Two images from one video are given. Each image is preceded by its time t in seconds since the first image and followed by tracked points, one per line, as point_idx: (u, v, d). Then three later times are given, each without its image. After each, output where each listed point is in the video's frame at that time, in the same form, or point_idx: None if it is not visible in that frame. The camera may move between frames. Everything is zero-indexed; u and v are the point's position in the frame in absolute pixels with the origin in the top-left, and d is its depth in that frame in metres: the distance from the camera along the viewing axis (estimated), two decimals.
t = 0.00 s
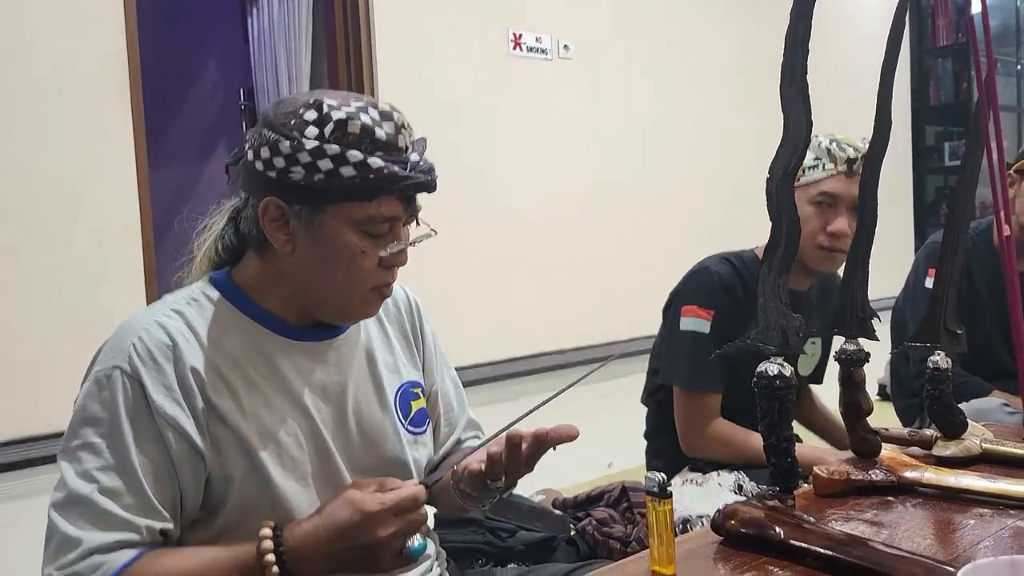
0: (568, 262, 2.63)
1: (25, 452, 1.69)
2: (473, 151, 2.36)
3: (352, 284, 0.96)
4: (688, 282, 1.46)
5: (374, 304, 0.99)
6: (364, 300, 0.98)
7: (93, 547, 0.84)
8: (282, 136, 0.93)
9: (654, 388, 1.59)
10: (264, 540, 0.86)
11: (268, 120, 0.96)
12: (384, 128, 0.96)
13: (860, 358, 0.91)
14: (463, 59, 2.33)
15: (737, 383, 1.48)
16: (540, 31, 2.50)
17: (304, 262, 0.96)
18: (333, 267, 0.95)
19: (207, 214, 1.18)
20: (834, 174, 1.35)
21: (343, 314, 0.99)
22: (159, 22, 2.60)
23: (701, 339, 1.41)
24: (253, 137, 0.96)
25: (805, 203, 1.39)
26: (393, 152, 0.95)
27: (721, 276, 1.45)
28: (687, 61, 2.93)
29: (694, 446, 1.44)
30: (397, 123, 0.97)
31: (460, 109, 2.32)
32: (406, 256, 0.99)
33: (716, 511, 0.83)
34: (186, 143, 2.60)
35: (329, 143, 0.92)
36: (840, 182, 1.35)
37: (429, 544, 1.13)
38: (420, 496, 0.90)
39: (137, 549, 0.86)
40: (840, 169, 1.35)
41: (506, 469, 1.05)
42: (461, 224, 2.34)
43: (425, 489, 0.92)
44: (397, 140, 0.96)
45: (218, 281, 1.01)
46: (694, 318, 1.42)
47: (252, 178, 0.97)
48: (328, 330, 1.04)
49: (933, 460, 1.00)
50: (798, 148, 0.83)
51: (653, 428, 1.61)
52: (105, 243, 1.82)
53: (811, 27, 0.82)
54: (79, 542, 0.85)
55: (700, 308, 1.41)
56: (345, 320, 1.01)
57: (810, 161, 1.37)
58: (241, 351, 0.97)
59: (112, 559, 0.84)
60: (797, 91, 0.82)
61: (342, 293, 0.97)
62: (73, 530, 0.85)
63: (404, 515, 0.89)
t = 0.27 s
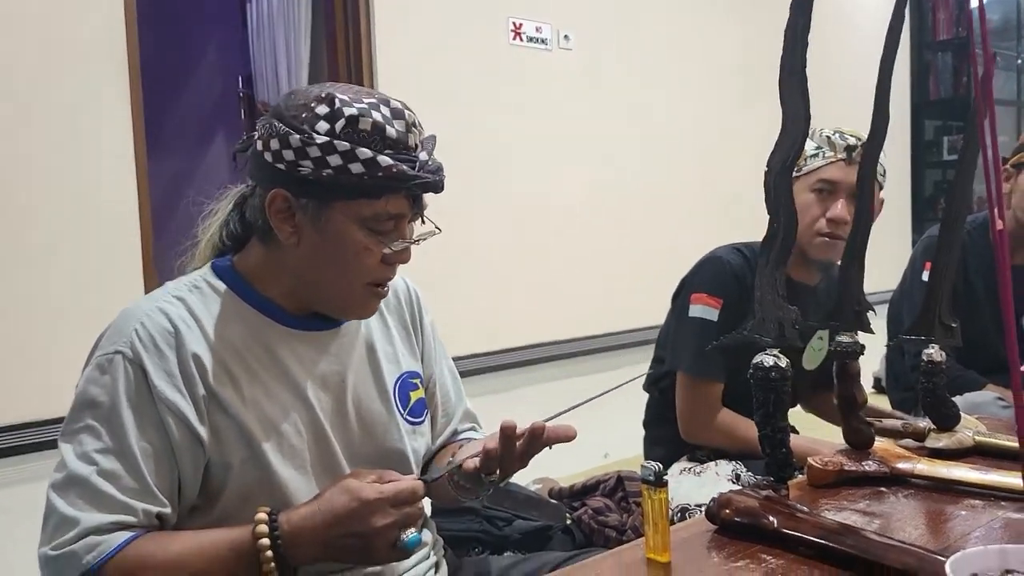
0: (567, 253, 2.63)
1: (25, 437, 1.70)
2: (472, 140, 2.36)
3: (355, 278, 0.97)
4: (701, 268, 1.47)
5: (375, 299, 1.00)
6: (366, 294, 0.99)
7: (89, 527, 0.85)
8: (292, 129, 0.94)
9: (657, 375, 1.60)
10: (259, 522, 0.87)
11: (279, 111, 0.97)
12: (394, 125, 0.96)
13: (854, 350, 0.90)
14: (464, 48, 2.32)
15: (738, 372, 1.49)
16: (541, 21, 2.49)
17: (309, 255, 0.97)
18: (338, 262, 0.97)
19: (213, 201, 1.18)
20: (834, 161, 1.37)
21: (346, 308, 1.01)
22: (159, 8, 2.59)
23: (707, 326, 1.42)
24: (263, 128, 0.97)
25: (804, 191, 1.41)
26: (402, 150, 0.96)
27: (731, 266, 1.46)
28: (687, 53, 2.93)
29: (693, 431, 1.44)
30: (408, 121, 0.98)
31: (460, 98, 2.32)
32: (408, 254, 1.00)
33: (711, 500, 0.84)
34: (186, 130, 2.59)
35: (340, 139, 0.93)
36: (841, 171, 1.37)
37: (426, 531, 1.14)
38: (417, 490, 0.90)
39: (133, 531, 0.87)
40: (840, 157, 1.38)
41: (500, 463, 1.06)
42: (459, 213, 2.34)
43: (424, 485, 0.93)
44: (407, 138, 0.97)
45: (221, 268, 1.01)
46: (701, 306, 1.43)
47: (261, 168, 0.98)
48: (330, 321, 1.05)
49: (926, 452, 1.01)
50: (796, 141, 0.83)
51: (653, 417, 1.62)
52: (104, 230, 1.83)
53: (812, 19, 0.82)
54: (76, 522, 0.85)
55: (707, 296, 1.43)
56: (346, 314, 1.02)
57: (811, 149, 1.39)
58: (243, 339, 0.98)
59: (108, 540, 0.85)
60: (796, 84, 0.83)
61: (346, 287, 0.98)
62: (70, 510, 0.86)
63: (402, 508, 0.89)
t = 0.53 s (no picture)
0: (564, 223, 2.63)
1: (25, 404, 1.71)
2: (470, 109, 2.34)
3: (357, 250, 0.98)
4: (702, 236, 1.48)
5: (375, 271, 1.01)
6: (366, 266, 1.00)
7: (89, 488, 0.85)
8: (295, 99, 0.93)
9: (653, 343, 1.61)
10: (257, 487, 0.87)
11: (281, 81, 0.96)
12: (399, 99, 0.96)
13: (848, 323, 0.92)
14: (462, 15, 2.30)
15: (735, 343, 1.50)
16: None
17: (310, 226, 0.97)
18: (339, 233, 0.97)
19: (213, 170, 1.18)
20: (839, 132, 1.37)
21: (346, 279, 1.01)
22: None
23: (703, 292, 1.42)
24: (266, 98, 0.97)
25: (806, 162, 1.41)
26: (406, 124, 0.96)
27: (731, 234, 1.47)
28: (688, 22, 2.90)
29: (684, 397, 1.46)
30: (412, 94, 0.98)
31: (458, 67, 2.30)
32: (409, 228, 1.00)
33: (704, 470, 0.85)
34: (183, 93, 2.58)
35: (343, 111, 0.93)
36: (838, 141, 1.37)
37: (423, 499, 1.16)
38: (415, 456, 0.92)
39: (132, 493, 0.87)
40: (844, 127, 1.37)
41: (494, 434, 1.07)
42: (457, 183, 2.33)
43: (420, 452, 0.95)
44: (411, 112, 0.97)
45: (224, 238, 1.02)
46: (699, 274, 1.43)
47: (263, 138, 0.98)
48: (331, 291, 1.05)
49: (917, 422, 1.02)
50: (793, 113, 0.83)
51: (648, 386, 1.64)
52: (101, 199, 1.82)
53: None
54: (76, 482, 0.86)
55: (706, 264, 1.43)
56: (346, 284, 1.02)
57: (813, 120, 1.39)
58: (244, 308, 0.98)
59: (108, 501, 0.85)
60: (796, 55, 0.82)
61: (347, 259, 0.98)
62: (70, 471, 0.86)
63: (400, 473, 0.91)
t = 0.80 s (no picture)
0: (563, 210, 2.63)
1: (26, 389, 1.72)
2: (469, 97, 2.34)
3: (362, 238, 0.99)
4: (698, 223, 1.49)
5: (378, 258, 1.03)
6: (371, 253, 1.01)
7: (91, 468, 0.86)
8: (303, 89, 0.94)
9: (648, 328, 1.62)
10: (256, 468, 0.88)
11: (288, 70, 0.97)
12: (404, 88, 0.97)
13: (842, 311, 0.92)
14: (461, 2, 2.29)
15: (726, 330, 1.51)
16: None
17: (316, 214, 0.98)
18: (345, 221, 0.98)
19: (216, 157, 1.19)
20: (837, 120, 1.38)
21: (351, 266, 1.02)
22: None
23: (691, 278, 1.43)
24: (272, 87, 0.97)
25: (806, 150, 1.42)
26: (412, 113, 0.97)
27: (726, 220, 1.47)
28: (687, 9, 2.89)
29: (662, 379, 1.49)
30: (416, 84, 0.99)
31: (457, 53, 2.30)
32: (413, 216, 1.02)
33: (698, 456, 0.86)
34: (180, 79, 2.57)
35: (351, 101, 0.94)
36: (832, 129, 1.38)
37: (423, 484, 1.18)
38: (415, 440, 0.94)
39: (133, 473, 0.88)
40: (842, 116, 1.38)
41: (493, 423, 1.08)
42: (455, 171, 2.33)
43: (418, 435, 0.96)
44: (416, 101, 0.98)
45: (227, 225, 1.03)
46: (688, 259, 1.45)
47: (270, 129, 0.99)
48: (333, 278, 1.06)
49: (909, 410, 1.04)
50: (790, 104, 0.84)
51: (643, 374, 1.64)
52: (100, 185, 1.82)
53: None
54: (79, 463, 0.87)
55: (696, 250, 1.44)
56: (348, 271, 1.04)
57: (814, 109, 1.40)
58: (246, 292, 0.99)
59: (109, 480, 0.86)
60: (791, 48, 0.83)
61: (352, 247, 1.00)
62: (72, 451, 0.87)
63: (398, 456, 0.92)
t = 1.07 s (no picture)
0: (561, 209, 2.64)
1: (24, 386, 1.73)
2: (466, 94, 2.34)
3: (369, 241, 1.00)
4: (693, 226, 1.50)
5: (382, 261, 1.03)
6: (376, 256, 1.02)
7: (91, 465, 0.87)
8: (314, 95, 0.94)
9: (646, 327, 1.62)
10: (256, 466, 0.89)
11: (298, 76, 0.96)
12: (414, 95, 0.98)
13: (836, 310, 0.92)
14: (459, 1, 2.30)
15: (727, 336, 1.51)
16: None
17: (323, 218, 0.99)
18: (351, 225, 0.98)
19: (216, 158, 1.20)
20: (831, 126, 1.38)
21: (356, 269, 1.03)
22: None
23: (694, 284, 1.44)
24: (282, 91, 0.96)
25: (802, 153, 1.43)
26: (421, 120, 0.98)
27: (723, 224, 1.48)
28: (684, 7, 2.90)
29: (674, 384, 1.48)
30: (425, 91, 0.99)
31: (454, 51, 2.30)
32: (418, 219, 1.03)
33: (693, 453, 0.87)
34: (175, 77, 2.57)
35: (363, 108, 0.94)
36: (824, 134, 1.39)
37: (419, 481, 1.19)
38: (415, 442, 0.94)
39: (133, 471, 0.88)
40: (836, 121, 1.38)
41: (488, 421, 1.09)
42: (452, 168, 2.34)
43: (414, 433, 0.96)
44: (425, 109, 0.99)
45: (228, 224, 1.04)
46: (690, 265, 1.44)
47: (277, 131, 0.99)
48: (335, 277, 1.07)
49: (902, 407, 1.05)
50: (784, 105, 0.84)
51: (642, 371, 1.64)
52: (97, 182, 1.82)
53: None
54: (78, 460, 0.87)
55: (698, 256, 1.44)
56: (351, 274, 1.04)
57: (811, 112, 1.41)
58: (245, 290, 1.00)
59: (110, 478, 0.86)
60: (786, 49, 0.84)
61: (358, 251, 1.00)
62: (72, 448, 0.88)
63: (399, 459, 0.92)
